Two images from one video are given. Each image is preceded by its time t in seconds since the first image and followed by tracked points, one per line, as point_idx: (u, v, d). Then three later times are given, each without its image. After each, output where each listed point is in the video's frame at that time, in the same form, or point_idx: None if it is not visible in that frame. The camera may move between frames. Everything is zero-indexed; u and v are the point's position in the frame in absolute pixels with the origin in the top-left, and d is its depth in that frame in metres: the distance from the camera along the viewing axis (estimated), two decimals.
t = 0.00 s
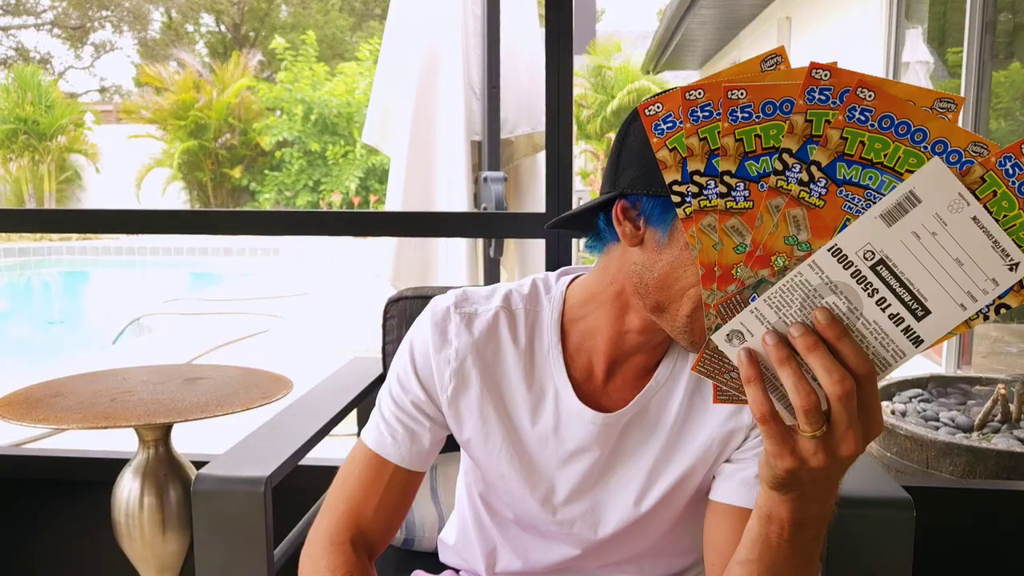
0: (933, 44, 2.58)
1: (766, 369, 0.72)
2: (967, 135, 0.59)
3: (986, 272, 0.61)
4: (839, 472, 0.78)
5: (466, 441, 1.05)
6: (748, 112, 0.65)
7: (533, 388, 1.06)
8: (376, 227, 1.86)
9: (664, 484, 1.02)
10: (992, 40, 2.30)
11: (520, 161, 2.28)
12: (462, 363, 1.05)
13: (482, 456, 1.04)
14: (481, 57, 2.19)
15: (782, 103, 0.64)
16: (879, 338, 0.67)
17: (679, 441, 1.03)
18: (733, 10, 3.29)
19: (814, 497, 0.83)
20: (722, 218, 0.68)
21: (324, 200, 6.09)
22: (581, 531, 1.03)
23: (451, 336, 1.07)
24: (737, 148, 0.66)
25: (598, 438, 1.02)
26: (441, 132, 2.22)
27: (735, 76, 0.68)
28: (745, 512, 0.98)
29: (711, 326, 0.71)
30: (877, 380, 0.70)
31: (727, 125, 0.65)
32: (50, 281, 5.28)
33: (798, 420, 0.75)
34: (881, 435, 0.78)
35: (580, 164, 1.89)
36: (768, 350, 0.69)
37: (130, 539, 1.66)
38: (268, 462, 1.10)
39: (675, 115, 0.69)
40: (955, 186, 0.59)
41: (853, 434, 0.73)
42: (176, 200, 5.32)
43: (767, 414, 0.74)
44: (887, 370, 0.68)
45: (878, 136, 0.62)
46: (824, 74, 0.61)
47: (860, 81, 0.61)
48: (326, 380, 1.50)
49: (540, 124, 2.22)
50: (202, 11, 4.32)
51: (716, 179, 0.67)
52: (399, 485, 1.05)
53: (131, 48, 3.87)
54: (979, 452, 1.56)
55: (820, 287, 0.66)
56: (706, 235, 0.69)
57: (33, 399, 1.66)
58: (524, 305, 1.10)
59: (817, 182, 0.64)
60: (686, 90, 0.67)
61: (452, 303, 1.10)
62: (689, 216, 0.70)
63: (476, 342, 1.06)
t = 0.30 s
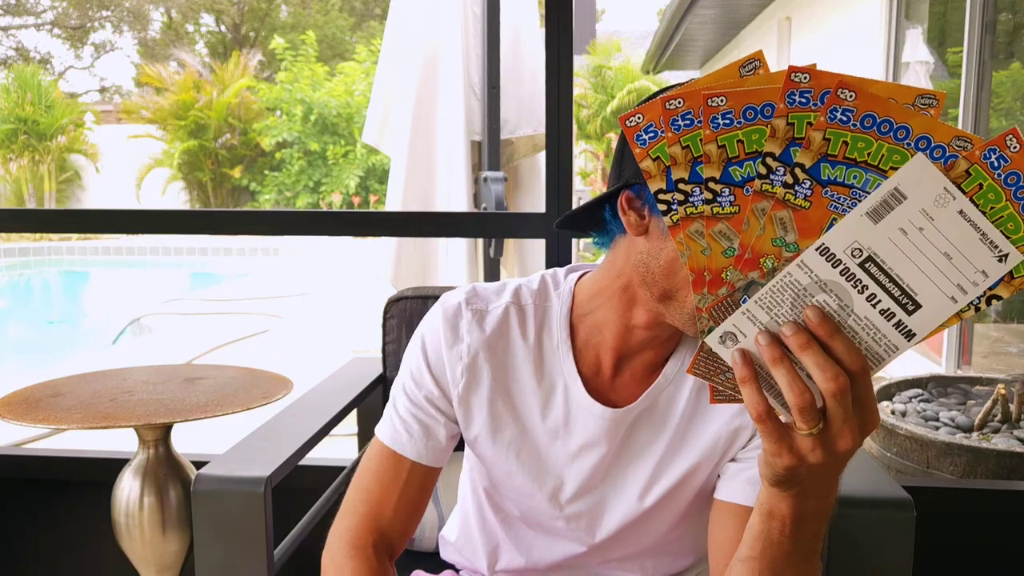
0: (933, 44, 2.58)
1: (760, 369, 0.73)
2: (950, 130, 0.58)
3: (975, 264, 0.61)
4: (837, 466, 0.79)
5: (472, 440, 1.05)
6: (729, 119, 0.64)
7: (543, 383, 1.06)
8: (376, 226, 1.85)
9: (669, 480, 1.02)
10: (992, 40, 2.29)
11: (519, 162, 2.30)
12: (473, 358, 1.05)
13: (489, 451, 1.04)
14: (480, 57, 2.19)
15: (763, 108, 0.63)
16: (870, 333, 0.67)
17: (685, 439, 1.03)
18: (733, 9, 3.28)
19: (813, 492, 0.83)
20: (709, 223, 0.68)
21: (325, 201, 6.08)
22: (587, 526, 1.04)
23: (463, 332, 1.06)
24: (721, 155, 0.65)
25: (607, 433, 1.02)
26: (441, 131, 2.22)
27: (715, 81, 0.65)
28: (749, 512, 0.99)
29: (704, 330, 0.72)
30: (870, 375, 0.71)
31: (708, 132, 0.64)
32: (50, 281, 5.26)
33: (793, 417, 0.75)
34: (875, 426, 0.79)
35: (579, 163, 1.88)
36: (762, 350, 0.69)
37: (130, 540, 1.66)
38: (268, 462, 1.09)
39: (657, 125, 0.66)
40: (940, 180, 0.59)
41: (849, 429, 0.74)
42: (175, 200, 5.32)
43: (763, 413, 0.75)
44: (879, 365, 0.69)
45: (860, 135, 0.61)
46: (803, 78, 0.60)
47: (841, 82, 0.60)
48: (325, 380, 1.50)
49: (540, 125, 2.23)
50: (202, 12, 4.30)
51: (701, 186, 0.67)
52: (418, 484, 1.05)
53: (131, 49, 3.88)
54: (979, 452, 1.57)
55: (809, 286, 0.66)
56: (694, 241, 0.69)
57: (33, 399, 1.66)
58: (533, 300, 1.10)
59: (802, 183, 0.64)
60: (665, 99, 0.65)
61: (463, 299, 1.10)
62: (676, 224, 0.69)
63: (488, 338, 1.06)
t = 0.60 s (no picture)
0: (932, 44, 2.58)
1: (775, 370, 0.72)
2: (965, 131, 0.58)
3: (987, 265, 0.60)
4: (850, 466, 0.79)
5: (471, 425, 1.07)
6: (749, 116, 0.64)
7: (540, 369, 1.07)
8: (375, 226, 1.85)
9: (667, 477, 1.01)
10: (992, 40, 2.30)
11: (519, 163, 2.38)
12: (469, 342, 1.08)
13: (487, 442, 1.06)
14: (480, 57, 2.18)
15: (782, 106, 0.64)
16: (885, 334, 0.67)
17: (685, 435, 1.03)
18: (733, 10, 3.27)
19: (824, 492, 0.83)
20: (727, 221, 0.67)
21: (325, 201, 5.99)
22: (578, 517, 1.04)
23: (462, 316, 1.10)
24: (740, 152, 0.65)
25: (604, 423, 1.02)
26: (441, 131, 2.22)
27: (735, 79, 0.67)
28: (750, 512, 0.98)
29: (718, 330, 0.71)
30: (884, 377, 0.70)
31: (728, 129, 0.65)
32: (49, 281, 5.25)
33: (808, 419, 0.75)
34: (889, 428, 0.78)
35: (579, 164, 1.88)
36: (778, 351, 0.69)
37: (130, 540, 1.66)
38: (268, 462, 1.09)
39: (676, 120, 0.69)
40: (954, 180, 0.59)
41: (864, 432, 0.74)
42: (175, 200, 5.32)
43: (779, 415, 0.75)
44: (894, 366, 0.69)
45: (878, 134, 0.61)
46: (823, 76, 0.61)
47: (859, 81, 0.60)
48: (326, 380, 1.50)
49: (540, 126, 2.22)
50: (203, 11, 4.27)
51: (720, 183, 0.67)
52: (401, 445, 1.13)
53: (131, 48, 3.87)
54: (978, 452, 1.56)
55: (825, 286, 0.66)
56: (711, 238, 0.69)
57: (33, 399, 1.66)
58: (537, 290, 1.13)
59: (820, 182, 0.64)
60: (685, 95, 0.66)
61: (465, 285, 1.14)
62: (693, 221, 0.69)
63: (484, 323, 1.09)
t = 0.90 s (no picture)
0: (932, 44, 2.58)
1: (761, 364, 0.70)
2: (944, 127, 0.59)
3: (970, 259, 0.61)
4: (838, 464, 0.75)
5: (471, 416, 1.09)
6: (732, 111, 0.63)
7: (538, 362, 1.08)
8: (376, 227, 1.85)
9: (661, 475, 1.02)
10: (992, 40, 2.30)
11: (519, 161, 2.40)
12: (468, 334, 1.09)
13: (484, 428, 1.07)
14: (481, 57, 2.18)
15: (765, 101, 0.62)
16: (870, 329, 0.66)
17: (679, 431, 1.03)
18: (733, 10, 3.24)
19: (812, 490, 0.80)
20: (713, 215, 0.67)
21: (325, 201, 5.94)
22: (573, 512, 1.03)
23: (462, 308, 1.12)
24: (724, 146, 0.65)
25: (600, 416, 1.03)
26: (442, 131, 2.22)
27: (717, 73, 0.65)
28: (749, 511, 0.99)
29: (705, 324, 0.70)
30: (868, 370, 0.68)
31: (712, 124, 0.64)
32: (50, 281, 5.25)
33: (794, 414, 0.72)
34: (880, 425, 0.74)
35: (579, 163, 1.88)
36: (764, 344, 0.67)
37: (130, 540, 1.66)
38: (268, 462, 1.09)
39: (662, 116, 0.66)
40: (934, 176, 0.60)
41: (850, 427, 0.70)
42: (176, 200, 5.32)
43: (766, 408, 0.71)
44: (878, 362, 0.67)
45: (858, 130, 0.61)
46: (804, 72, 0.60)
47: (840, 78, 0.60)
48: (325, 380, 1.50)
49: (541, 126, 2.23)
50: (202, 11, 4.33)
51: (704, 177, 0.66)
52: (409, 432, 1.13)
53: (131, 48, 3.86)
54: (978, 451, 1.55)
55: (810, 280, 0.65)
56: (697, 232, 0.67)
57: (33, 399, 1.66)
58: (535, 284, 1.14)
59: (803, 176, 0.64)
60: (670, 90, 0.65)
61: (464, 278, 1.16)
62: (679, 214, 0.68)
63: (483, 315, 1.10)
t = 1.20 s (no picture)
0: (932, 44, 2.59)
1: (792, 361, 0.73)
2: (985, 135, 0.63)
3: (1001, 267, 0.64)
4: (863, 464, 0.77)
5: (479, 419, 1.08)
6: (779, 104, 0.69)
7: (542, 363, 1.07)
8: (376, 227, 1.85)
9: (666, 476, 1.02)
10: (992, 40, 2.30)
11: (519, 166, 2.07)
12: (478, 330, 1.09)
13: (494, 427, 1.07)
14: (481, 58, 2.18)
15: (812, 98, 0.68)
16: (899, 330, 0.69)
17: (684, 433, 1.04)
18: (733, 9, 3.25)
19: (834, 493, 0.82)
20: (752, 207, 0.71)
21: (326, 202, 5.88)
22: (579, 513, 1.03)
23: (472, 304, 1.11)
24: (769, 138, 0.70)
25: (605, 419, 1.03)
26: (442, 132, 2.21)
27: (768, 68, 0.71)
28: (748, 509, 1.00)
29: (737, 317, 0.74)
30: (896, 372, 0.71)
31: (759, 116, 0.69)
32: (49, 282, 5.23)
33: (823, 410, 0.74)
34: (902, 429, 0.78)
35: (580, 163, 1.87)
36: (795, 340, 0.71)
37: (130, 540, 1.66)
38: (269, 462, 1.09)
39: (709, 105, 0.71)
40: (972, 183, 0.63)
41: (878, 429, 0.73)
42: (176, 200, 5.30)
43: (796, 403, 0.74)
44: (907, 364, 0.70)
45: (901, 132, 0.66)
46: (853, 71, 0.66)
47: (886, 79, 0.65)
48: (326, 380, 1.51)
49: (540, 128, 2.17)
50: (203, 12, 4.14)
51: (747, 169, 0.71)
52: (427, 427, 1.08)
53: (129, 48, 4.08)
54: (978, 452, 1.58)
55: (843, 278, 0.69)
56: (735, 223, 0.72)
57: (33, 399, 1.66)
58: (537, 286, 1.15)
59: (844, 174, 0.68)
60: (721, 80, 0.70)
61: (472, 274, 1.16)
62: (719, 205, 0.72)
63: (490, 313, 1.11)
